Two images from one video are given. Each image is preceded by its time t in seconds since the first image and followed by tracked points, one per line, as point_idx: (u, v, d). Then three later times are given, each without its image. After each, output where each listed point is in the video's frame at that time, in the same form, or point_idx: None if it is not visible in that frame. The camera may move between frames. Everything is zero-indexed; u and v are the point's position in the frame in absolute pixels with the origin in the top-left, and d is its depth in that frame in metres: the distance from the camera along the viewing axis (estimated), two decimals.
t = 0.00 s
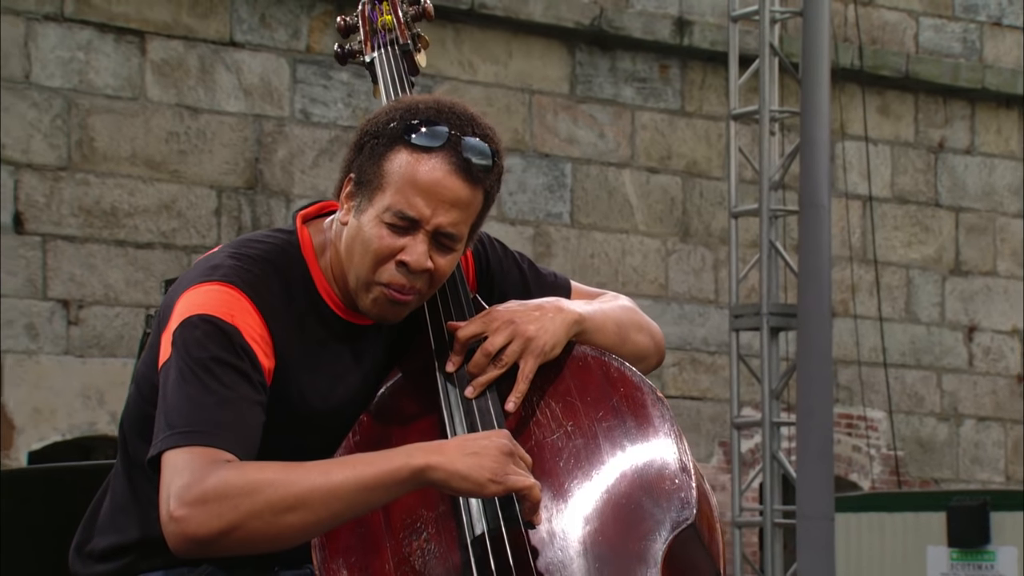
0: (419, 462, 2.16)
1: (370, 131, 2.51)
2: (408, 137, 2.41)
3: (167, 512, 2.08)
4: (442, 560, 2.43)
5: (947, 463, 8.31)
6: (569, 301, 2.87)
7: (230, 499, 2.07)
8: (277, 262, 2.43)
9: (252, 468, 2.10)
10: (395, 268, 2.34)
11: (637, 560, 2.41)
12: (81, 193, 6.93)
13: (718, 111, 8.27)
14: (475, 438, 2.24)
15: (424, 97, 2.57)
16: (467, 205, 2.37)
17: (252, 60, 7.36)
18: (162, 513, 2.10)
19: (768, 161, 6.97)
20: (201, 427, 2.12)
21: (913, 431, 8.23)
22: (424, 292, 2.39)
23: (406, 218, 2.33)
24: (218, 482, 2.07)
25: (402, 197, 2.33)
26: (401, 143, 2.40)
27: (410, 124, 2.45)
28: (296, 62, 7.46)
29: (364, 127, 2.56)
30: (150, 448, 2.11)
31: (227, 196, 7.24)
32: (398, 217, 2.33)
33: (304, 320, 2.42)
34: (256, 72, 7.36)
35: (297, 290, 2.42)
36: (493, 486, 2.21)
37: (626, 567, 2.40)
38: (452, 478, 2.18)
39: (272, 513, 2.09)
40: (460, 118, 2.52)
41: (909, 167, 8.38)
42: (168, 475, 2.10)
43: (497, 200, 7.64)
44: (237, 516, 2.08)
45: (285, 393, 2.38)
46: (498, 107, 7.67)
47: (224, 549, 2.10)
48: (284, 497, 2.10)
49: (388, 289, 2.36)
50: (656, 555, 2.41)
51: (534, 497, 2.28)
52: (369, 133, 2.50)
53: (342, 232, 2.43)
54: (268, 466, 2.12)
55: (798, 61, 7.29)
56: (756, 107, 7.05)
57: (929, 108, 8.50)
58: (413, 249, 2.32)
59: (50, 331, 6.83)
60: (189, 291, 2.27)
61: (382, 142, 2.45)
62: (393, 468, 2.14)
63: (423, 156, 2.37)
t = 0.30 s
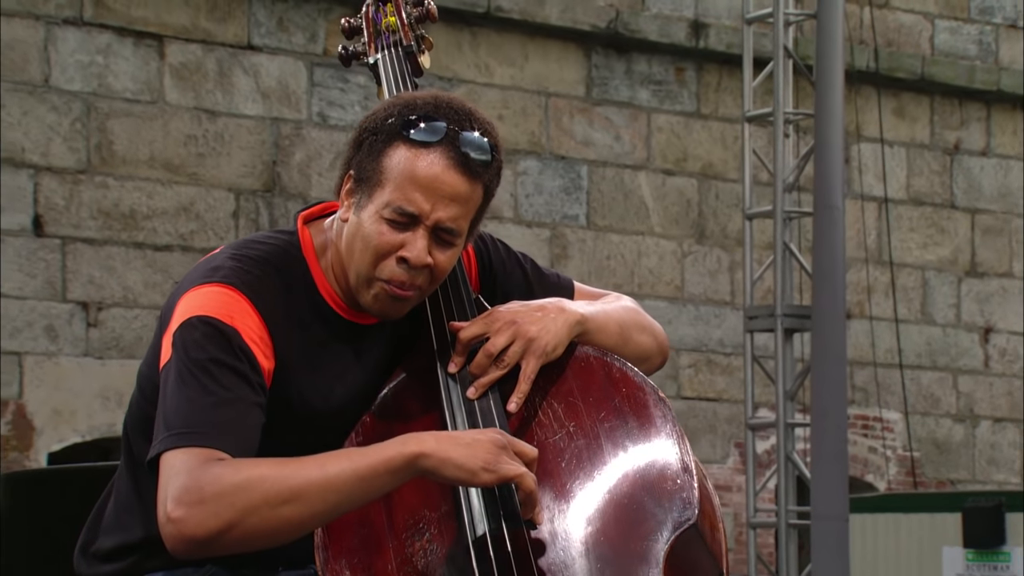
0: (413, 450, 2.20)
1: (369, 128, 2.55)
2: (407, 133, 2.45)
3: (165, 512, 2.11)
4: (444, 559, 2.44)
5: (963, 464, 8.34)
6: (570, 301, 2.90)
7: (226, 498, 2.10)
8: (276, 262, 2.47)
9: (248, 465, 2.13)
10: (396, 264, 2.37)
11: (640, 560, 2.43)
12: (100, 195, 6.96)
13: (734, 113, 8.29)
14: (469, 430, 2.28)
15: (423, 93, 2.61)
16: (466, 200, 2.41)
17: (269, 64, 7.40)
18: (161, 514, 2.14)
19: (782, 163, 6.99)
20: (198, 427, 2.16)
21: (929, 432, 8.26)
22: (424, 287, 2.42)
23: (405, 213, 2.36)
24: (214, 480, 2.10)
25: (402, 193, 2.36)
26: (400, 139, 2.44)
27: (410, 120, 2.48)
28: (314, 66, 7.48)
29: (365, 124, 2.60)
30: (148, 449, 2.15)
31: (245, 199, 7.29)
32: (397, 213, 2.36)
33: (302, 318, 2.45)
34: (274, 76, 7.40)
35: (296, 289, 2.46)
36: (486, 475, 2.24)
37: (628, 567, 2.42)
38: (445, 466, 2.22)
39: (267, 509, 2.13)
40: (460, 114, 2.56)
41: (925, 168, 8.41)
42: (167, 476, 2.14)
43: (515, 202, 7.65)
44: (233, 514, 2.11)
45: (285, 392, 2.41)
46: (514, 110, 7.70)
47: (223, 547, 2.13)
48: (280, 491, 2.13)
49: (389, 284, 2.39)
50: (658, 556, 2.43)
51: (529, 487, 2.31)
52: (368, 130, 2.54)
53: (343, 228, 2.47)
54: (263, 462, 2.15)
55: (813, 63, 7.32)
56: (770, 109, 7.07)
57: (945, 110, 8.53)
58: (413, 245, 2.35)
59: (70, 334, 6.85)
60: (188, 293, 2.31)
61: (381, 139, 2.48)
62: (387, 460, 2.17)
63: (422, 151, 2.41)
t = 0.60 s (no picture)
0: (420, 458, 2.23)
1: (374, 130, 2.59)
2: (411, 138, 2.49)
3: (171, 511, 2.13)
4: (447, 559, 2.46)
5: (978, 465, 8.37)
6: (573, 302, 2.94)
7: (232, 499, 2.13)
8: (280, 264, 2.51)
9: (255, 467, 2.16)
10: (396, 268, 2.42)
11: (641, 561, 2.44)
12: (118, 198, 7.00)
13: (748, 116, 8.33)
14: (475, 437, 2.31)
15: (428, 98, 2.65)
16: (467, 206, 2.45)
17: (287, 67, 7.45)
18: (167, 512, 2.16)
19: (795, 165, 7.03)
20: (204, 427, 2.19)
21: (943, 434, 8.30)
22: (423, 291, 2.47)
23: (406, 218, 2.41)
24: (222, 481, 2.12)
25: (403, 197, 2.41)
26: (404, 144, 2.48)
27: (414, 126, 2.53)
28: (330, 69, 7.54)
29: (369, 127, 2.65)
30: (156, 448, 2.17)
31: (262, 201, 7.34)
32: (399, 218, 2.41)
33: (306, 320, 2.50)
34: (291, 79, 7.45)
35: (300, 292, 2.51)
36: (494, 484, 2.28)
37: (628, 568, 2.44)
38: (452, 474, 2.26)
39: (275, 512, 2.15)
40: (465, 120, 2.60)
41: (939, 170, 8.45)
42: (173, 475, 2.16)
43: (531, 205, 7.67)
44: (239, 515, 2.14)
45: (289, 393, 2.46)
46: (530, 113, 7.74)
47: (227, 547, 2.16)
48: (285, 495, 2.16)
49: (388, 288, 2.44)
50: (659, 557, 2.44)
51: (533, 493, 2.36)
52: (373, 133, 2.59)
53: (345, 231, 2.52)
54: (270, 464, 2.18)
55: (826, 67, 7.37)
56: (784, 112, 7.11)
57: (960, 112, 8.57)
58: (413, 250, 2.40)
59: (88, 335, 6.89)
60: (192, 294, 2.35)
61: (386, 143, 2.53)
62: (395, 467, 2.20)
63: (425, 156, 2.45)
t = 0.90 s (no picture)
0: (423, 461, 2.26)
1: (375, 128, 2.63)
2: (412, 134, 2.53)
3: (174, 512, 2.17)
4: (448, 560, 2.47)
5: (991, 466, 8.40)
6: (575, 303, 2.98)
7: (234, 500, 2.16)
8: (283, 265, 2.55)
9: (256, 469, 2.19)
10: (399, 263, 2.45)
11: (641, 561, 2.47)
12: (135, 200, 7.03)
13: (761, 117, 8.37)
14: (478, 438, 2.34)
15: (429, 95, 2.69)
16: (469, 201, 2.49)
17: (302, 70, 7.49)
18: (170, 513, 2.20)
19: (807, 167, 7.06)
20: (206, 429, 2.23)
21: (956, 434, 8.33)
22: (426, 287, 2.51)
23: (409, 214, 2.44)
24: (223, 483, 2.16)
25: (405, 193, 2.45)
26: (405, 140, 2.52)
27: (415, 122, 2.57)
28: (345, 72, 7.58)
29: (370, 125, 2.69)
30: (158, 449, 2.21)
31: (277, 203, 7.39)
32: (401, 213, 2.44)
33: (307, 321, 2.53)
34: (306, 82, 7.49)
35: (303, 293, 2.55)
36: (496, 486, 2.31)
37: (629, 567, 2.46)
38: (455, 477, 2.28)
39: (277, 513, 2.18)
40: (466, 116, 2.64)
41: (952, 172, 8.48)
42: (175, 476, 2.20)
43: (544, 206, 7.70)
44: (242, 517, 2.17)
45: (292, 393, 2.50)
46: (543, 115, 7.77)
47: (229, 548, 2.19)
48: (287, 497, 2.19)
49: (392, 284, 2.48)
50: (660, 556, 2.47)
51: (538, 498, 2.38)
52: (374, 131, 2.63)
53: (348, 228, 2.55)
54: (271, 466, 2.21)
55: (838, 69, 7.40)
56: (795, 113, 7.14)
57: (973, 113, 8.60)
58: (416, 245, 2.44)
59: (105, 336, 6.93)
60: (195, 295, 2.40)
61: (387, 140, 2.57)
62: (396, 471, 2.23)
63: (426, 152, 2.49)
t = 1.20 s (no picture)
0: (412, 450, 2.31)
1: (367, 122, 2.67)
2: (403, 128, 2.57)
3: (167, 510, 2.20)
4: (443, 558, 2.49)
5: (1000, 466, 8.43)
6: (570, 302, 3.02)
7: (227, 496, 2.19)
8: (277, 263, 2.59)
9: (247, 465, 2.23)
10: (388, 256, 2.49)
11: (637, 559, 2.49)
12: (146, 201, 7.07)
13: (769, 119, 8.40)
14: (468, 432, 2.39)
15: (421, 90, 2.73)
16: (458, 194, 2.53)
17: (313, 72, 7.54)
18: (163, 511, 2.23)
19: (814, 168, 7.09)
20: (198, 426, 2.26)
21: (965, 434, 8.36)
22: (415, 279, 2.54)
23: (398, 207, 2.48)
24: (216, 480, 2.19)
25: (394, 186, 2.48)
26: (395, 134, 2.56)
27: (407, 115, 2.61)
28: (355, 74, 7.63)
29: (362, 120, 2.72)
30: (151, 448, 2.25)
31: (288, 205, 7.42)
32: (390, 206, 2.48)
33: (301, 319, 2.57)
34: (316, 83, 7.53)
35: (298, 292, 2.58)
36: (486, 475, 2.36)
37: (626, 565, 2.48)
38: (444, 465, 2.33)
39: (269, 507, 2.22)
40: (457, 110, 2.68)
41: (961, 172, 8.51)
42: (169, 474, 2.23)
43: (554, 207, 7.74)
44: (234, 513, 2.21)
45: (287, 390, 2.54)
46: (553, 116, 7.80)
47: (222, 545, 2.23)
48: (279, 491, 2.23)
49: (381, 277, 2.52)
50: (654, 554, 2.49)
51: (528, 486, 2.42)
52: (366, 125, 2.67)
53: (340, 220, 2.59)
54: (263, 462, 2.25)
55: (844, 70, 7.43)
56: (802, 114, 7.17)
57: (981, 114, 8.64)
58: (404, 238, 2.48)
59: (116, 337, 6.97)
60: (188, 294, 2.43)
61: (378, 133, 2.60)
62: (386, 460, 2.28)
63: (416, 144, 2.53)
